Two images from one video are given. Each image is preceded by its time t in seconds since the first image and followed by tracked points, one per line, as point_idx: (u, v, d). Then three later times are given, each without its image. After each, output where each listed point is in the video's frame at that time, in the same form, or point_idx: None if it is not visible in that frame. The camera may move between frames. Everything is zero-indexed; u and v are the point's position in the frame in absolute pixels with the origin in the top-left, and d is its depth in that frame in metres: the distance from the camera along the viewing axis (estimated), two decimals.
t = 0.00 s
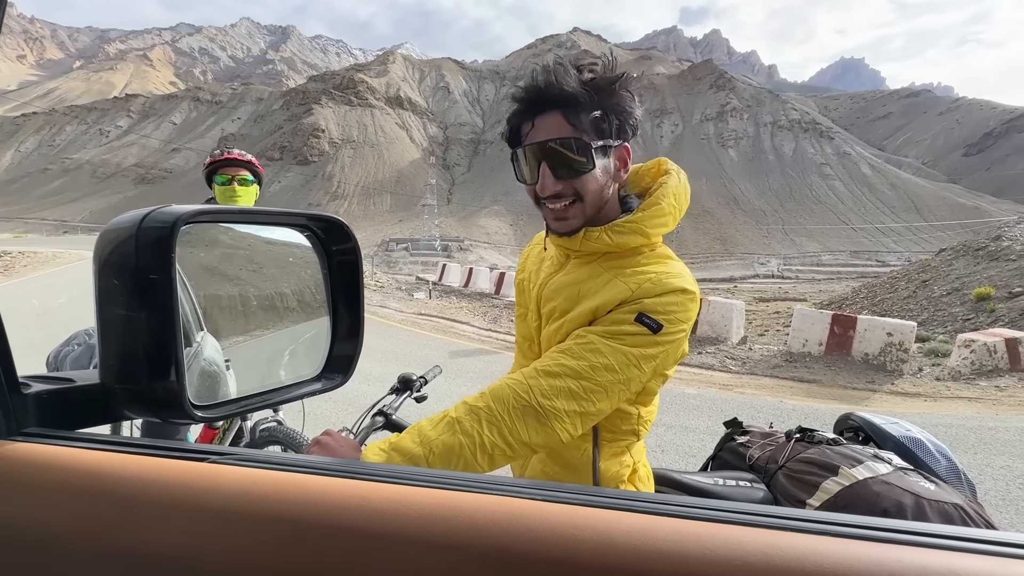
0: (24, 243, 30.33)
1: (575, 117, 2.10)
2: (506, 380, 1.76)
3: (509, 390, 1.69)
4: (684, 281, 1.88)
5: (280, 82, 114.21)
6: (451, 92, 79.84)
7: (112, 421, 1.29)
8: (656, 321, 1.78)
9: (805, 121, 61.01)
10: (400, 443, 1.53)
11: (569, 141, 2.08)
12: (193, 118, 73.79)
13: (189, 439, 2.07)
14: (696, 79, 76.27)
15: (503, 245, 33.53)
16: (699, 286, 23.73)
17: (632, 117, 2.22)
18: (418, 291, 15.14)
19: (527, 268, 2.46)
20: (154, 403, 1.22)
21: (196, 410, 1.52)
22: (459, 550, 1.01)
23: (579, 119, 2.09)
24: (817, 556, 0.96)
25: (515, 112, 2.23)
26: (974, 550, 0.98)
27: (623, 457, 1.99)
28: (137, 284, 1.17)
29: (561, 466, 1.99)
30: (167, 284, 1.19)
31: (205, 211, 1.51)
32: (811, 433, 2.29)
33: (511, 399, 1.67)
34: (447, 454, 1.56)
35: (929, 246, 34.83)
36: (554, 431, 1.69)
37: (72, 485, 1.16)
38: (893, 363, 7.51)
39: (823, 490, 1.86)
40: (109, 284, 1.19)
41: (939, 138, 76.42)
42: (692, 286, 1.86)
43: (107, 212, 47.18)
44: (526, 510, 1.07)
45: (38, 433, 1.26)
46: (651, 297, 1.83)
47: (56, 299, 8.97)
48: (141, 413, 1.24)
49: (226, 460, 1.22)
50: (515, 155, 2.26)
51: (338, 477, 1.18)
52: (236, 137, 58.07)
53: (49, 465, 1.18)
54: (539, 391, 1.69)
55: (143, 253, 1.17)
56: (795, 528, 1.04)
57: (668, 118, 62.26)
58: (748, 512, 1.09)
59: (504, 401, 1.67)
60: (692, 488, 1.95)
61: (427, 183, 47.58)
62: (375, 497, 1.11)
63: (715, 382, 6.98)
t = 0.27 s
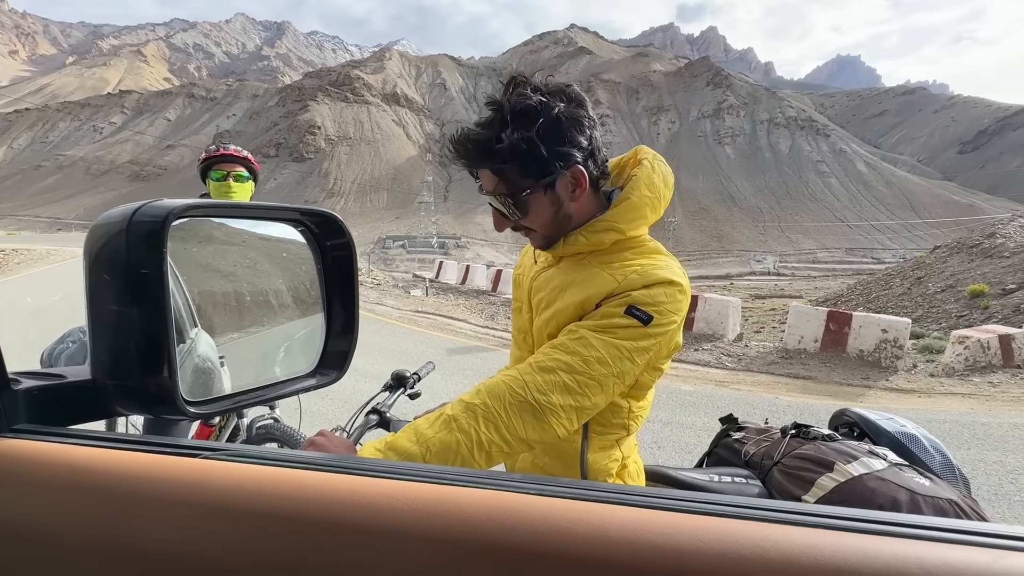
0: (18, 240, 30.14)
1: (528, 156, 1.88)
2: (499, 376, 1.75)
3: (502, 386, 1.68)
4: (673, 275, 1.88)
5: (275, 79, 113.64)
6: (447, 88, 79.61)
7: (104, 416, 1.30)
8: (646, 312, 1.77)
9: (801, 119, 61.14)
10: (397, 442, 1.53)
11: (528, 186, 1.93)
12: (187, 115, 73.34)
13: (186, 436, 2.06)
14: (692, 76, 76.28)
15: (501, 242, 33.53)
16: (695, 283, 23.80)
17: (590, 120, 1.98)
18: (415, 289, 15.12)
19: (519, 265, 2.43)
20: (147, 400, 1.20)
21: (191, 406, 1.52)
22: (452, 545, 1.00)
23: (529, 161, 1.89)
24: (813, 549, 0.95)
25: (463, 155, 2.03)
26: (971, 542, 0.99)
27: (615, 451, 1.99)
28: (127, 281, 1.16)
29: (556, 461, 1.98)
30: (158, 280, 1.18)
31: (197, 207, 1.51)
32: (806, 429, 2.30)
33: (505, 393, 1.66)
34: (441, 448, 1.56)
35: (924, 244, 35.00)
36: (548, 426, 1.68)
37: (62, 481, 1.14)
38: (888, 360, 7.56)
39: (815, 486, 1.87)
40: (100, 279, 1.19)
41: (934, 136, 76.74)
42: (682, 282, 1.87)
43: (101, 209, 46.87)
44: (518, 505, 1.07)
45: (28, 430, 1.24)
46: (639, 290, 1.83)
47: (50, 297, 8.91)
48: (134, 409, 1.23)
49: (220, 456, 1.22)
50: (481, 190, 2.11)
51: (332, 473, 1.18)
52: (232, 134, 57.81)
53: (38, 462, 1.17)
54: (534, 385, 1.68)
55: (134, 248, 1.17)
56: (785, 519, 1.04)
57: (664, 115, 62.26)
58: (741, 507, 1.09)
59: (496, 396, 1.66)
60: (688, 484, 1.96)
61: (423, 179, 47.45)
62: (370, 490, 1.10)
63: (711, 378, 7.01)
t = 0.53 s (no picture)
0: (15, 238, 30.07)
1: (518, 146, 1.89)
2: (493, 377, 1.75)
3: (496, 384, 1.68)
4: (665, 272, 1.88)
5: (273, 77, 113.48)
6: (445, 87, 79.50)
7: (91, 420, 1.29)
8: (638, 307, 1.77)
9: (799, 117, 61.24)
10: (391, 445, 1.54)
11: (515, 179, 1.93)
12: (184, 113, 73.17)
13: (179, 438, 2.05)
14: (690, 74, 76.38)
15: (499, 240, 33.56)
16: (694, 282, 23.87)
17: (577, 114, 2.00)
18: (414, 287, 15.12)
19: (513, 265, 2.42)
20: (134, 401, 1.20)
21: (182, 408, 1.50)
22: (440, 551, 0.99)
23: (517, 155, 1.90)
24: (809, 559, 0.94)
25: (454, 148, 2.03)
26: (966, 550, 0.98)
27: (608, 452, 1.99)
28: (114, 283, 1.16)
29: (552, 463, 1.97)
30: (145, 281, 1.17)
31: (186, 206, 1.50)
32: (803, 430, 2.31)
33: (499, 393, 1.66)
34: (435, 449, 1.56)
35: (921, 242, 35.08)
36: (542, 425, 1.68)
37: (43, 485, 1.12)
38: (884, 358, 7.59)
39: (814, 489, 1.87)
40: (87, 280, 1.18)
41: (931, 135, 76.89)
42: (674, 278, 1.87)
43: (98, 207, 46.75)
44: (509, 513, 1.05)
45: (15, 433, 1.24)
46: (632, 286, 1.83)
47: (47, 296, 8.88)
48: (123, 413, 1.22)
49: (206, 461, 1.21)
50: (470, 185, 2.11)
51: (321, 478, 1.17)
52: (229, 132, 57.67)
53: (17, 469, 1.14)
54: (527, 383, 1.67)
55: (120, 249, 1.16)
56: (779, 528, 1.03)
57: (662, 113, 62.28)
58: (736, 512, 1.09)
59: (490, 395, 1.66)
60: (685, 485, 1.96)
61: (422, 178, 47.42)
62: (360, 494, 1.10)
63: (708, 377, 7.02)
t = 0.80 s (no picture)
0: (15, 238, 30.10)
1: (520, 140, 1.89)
2: (493, 374, 1.74)
3: (497, 382, 1.68)
4: (664, 268, 1.88)
5: (272, 77, 113.40)
6: (445, 86, 79.48)
7: (95, 418, 1.29)
8: (639, 305, 1.77)
9: (798, 116, 61.21)
10: (392, 442, 1.52)
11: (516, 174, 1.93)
12: (184, 112, 73.13)
13: (178, 437, 2.05)
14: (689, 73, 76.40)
15: (498, 239, 33.59)
16: (694, 281, 23.86)
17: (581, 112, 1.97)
18: (414, 286, 15.12)
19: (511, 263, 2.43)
20: (136, 401, 1.20)
21: (184, 408, 1.51)
22: (444, 551, 0.99)
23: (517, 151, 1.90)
24: (812, 557, 0.94)
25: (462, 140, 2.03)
26: (970, 549, 0.98)
27: (607, 450, 1.99)
28: (116, 282, 1.16)
29: (549, 461, 1.98)
30: (146, 279, 1.17)
31: (187, 205, 1.49)
32: (805, 428, 2.31)
33: (500, 390, 1.66)
34: (438, 447, 1.54)
35: (921, 241, 35.07)
36: (544, 424, 1.68)
37: (45, 485, 1.12)
38: (885, 356, 7.59)
39: (814, 487, 1.88)
40: (88, 278, 1.18)
41: (931, 133, 76.91)
42: (673, 274, 1.86)
43: (97, 207, 46.78)
44: (512, 510, 1.06)
45: (18, 432, 1.23)
46: (632, 284, 1.82)
47: (47, 296, 8.88)
48: (123, 412, 1.21)
49: (209, 460, 1.21)
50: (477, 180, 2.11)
51: (323, 476, 1.17)
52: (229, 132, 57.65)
53: (24, 467, 1.15)
54: (529, 380, 1.68)
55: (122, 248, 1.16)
56: (778, 525, 1.03)
57: (662, 112, 62.25)
58: (738, 513, 1.08)
59: (491, 393, 1.66)
60: (687, 483, 1.97)
61: (422, 177, 47.40)
62: (361, 495, 1.09)
63: (709, 376, 7.02)
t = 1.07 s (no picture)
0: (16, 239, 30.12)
1: (582, 102, 2.16)
2: (495, 370, 1.74)
3: (498, 378, 1.68)
4: (666, 259, 1.89)
5: (273, 77, 113.34)
6: (445, 86, 79.39)
7: (94, 417, 1.28)
8: (639, 296, 1.77)
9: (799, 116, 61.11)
10: (393, 440, 1.49)
11: (573, 128, 2.12)
12: (184, 112, 73.10)
13: (178, 436, 2.05)
14: (690, 72, 76.27)
15: (499, 239, 33.57)
16: (694, 280, 23.83)
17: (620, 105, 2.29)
18: (414, 286, 15.10)
19: (511, 258, 2.44)
20: (134, 400, 1.20)
21: (183, 406, 1.51)
22: (446, 545, 0.99)
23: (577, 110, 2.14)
24: (809, 552, 0.94)
25: (521, 100, 2.22)
26: (971, 544, 0.98)
27: (606, 447, 1.98)
28: (115, 280, 1.16)
29: (548, 457, 1.98)
30: (147, 277, 1.18)
31: (188, 203, 1.50)
32: (806, 428, 2.31)
33: (501, 386, 1.66)
34: (439, 443, 1.53)
35: (922, 241, 34.95)
36: (546, 418, 1.68)
37: (44, 482, 1.12)
38: (886, 356, 7.58)
39: (816, 486, 1.87)
40: (88, 277, 1.18)
41: (933, 133, 76.76)
42: (674, 266, 1.88)
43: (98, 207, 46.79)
44: (512, 504, 1.06)
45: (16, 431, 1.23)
46: (633, 278, 1.84)
47: (48, 296, 8.88)
48: (123, 410, 1.22)
49: (209, 457, 1.20)
50: (520, 143, 2.25)
51: (323, 472, 1.17)
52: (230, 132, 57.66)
53: (21, 466, 1.15)
54: (530, 376, 1.68)
55: (122, 246, 1.16)
56: (779, 521, 1.03)
57: (662, 112, 62.13)
58: (738, 508, 1.08)
59: (493, 388, 1.65)
60: (686, 481, 1.97)
61: (422, 177, 47.40)
62: (362, 490, 1.09)
63: (709, 376, 7.02)
